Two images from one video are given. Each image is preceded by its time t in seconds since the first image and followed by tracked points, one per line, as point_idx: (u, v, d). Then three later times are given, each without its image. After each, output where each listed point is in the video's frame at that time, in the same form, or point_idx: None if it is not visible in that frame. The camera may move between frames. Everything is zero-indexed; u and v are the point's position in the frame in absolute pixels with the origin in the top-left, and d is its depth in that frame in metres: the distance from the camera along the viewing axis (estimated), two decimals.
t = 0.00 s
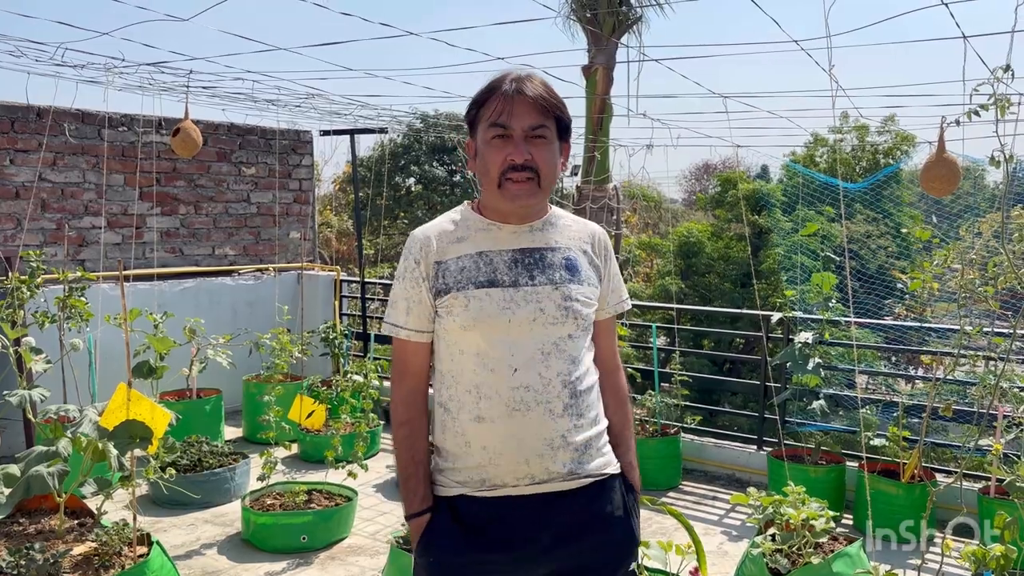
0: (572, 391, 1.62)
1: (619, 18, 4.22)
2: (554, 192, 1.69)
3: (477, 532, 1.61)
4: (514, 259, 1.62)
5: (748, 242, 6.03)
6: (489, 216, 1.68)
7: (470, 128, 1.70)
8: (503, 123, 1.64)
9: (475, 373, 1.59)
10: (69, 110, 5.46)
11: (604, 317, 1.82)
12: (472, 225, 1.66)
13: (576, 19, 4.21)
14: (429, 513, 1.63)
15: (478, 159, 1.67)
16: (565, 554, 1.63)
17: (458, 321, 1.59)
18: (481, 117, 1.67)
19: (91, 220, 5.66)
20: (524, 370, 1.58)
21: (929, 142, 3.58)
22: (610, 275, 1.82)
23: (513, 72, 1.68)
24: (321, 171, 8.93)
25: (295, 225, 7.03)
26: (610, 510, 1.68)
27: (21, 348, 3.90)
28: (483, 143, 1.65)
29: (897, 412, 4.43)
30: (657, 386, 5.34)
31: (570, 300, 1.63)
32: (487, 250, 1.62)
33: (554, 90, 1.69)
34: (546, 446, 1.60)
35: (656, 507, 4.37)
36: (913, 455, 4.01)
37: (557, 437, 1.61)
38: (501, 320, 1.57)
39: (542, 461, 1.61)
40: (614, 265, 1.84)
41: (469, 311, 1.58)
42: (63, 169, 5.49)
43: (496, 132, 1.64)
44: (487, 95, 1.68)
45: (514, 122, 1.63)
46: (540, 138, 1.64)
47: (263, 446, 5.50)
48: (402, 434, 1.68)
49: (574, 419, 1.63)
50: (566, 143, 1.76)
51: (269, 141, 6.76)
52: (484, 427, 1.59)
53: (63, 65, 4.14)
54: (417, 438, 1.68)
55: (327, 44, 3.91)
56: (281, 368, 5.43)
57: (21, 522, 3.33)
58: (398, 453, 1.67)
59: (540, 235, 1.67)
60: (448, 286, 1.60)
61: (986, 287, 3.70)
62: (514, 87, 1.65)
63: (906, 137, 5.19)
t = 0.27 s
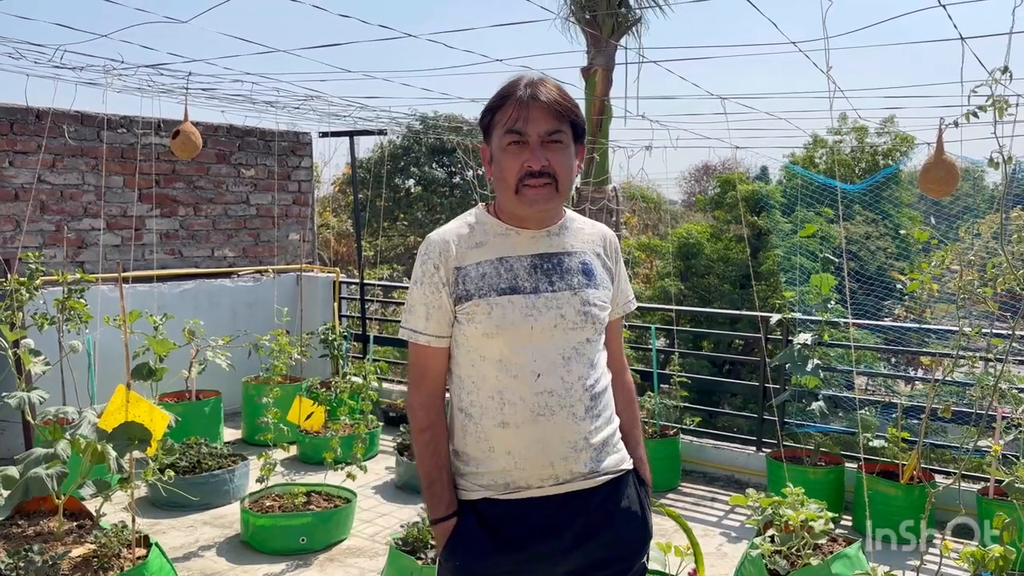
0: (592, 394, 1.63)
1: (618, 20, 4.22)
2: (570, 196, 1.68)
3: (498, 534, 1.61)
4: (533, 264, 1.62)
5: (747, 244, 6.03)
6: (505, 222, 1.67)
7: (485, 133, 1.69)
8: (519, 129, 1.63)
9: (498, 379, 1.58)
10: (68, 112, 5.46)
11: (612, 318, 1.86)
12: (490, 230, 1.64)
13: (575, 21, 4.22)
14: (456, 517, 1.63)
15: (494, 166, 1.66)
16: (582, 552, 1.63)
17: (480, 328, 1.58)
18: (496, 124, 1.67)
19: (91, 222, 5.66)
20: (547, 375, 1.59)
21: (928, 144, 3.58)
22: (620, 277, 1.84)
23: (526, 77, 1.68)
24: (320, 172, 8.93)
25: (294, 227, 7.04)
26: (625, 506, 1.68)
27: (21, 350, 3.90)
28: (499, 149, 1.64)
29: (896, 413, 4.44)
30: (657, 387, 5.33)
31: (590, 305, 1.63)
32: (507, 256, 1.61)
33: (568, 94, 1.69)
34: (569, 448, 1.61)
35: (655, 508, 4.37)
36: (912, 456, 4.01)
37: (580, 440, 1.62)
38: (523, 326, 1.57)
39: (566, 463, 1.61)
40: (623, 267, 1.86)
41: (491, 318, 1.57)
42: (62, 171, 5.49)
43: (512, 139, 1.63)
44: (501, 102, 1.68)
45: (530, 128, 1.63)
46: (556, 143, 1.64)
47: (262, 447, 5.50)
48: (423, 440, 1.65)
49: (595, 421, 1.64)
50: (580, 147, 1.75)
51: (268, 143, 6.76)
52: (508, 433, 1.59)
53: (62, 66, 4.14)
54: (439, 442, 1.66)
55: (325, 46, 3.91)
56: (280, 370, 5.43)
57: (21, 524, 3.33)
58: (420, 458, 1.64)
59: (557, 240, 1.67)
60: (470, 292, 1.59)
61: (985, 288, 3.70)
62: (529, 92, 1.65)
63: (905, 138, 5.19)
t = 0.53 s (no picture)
0: (589, 399, 1.63)
1: (617, 21, 4.22)
2: (576, 196, 1.67)
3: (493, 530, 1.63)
4: (535, 266, 1.61)
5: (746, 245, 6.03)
6: (511, 224, 1.66)
7: (489, 135, 1.70)
8: (520, 130, 1.63)
9: (496, 380, 1.60)
10: (66, 113, 5.46)
11: (624, 320, 1.79)
12: (495, 230, 1.64)
13: (573, 22, 4.23)
14: (449, 508, 1.67)
15: (498, 167, 1.67)
16: (577, 551, 1.63)
17: (479, 328, 1.59)
18: (499, 126, 1.67)
19: (89, 223, 5.67)
20: (542, 379, 1.59)
21: (925, 145, 3.58)
22: (634, 278, 1.78)
23: (528, 79, 1.68)
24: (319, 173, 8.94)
25: (293, 228, 7.04)
26: (621, 508, 1.67)
27: (18, 351, 3.90)
28: (501, 151, 1.64)
29: (894, 414, 4.44)
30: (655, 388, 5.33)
31: (590, 310, 1.62)
32: (509, 257, 1.61)
33: (571, 93, 1.68)
34: (561, 452, 1.61)
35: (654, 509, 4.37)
36: (910, 457, 4.01)
37: (574, 444, 1.62)
38: (521, 330, 1.58)
39: (557, 466, 1.62)
40: (638, 265, 1.79)
41: (490, 319, 1.58)
42: (61, 172, 5.49)
43: (513, 140, 1.63)
44: (504, 104, 1.68)
45: (531, 129, 1.63)
46: (558, 143, 1.63)
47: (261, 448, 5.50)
48: (424, 432, 1.69)
49: (591, 426, 1.64)
50: (587, 147, 1.74)
51: (267, 144, 6.76)
52: (501, 433, 1.60)
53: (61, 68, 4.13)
54: (439, 436, 1.70)
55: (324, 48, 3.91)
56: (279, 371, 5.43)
57: (18, 525, 3.33)
58: (420, 450, 1.69)
59: (562, 242, 1.65)
60: (471, 292, 1.60)
61: (983, 289, 3.70)
62: (530, 93, 1.65)
63: (904, 139, 5.20)
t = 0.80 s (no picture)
0: (581, 405, 1.60)
1: (616, 21, 4.22)
2: (573, 196, 1.65)
3: (488, 527, 1.63)
4: (529, 269, 1.61)
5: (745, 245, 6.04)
6: (511, 226, 1.66)
7: (487, 137, 1.71)
8: (514, 132, 1.63)
9: (489, 382, 1.61)
10: (65, 113, 5.46)
11: (630, 323, 1.72)
12: (493, 233, 1.65)
13: (572, 22, 4.23)
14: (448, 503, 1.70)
15: (494, 169, 1.67)
16: (572, 552, 1.62)
17: (473, 329, 1.62)
18: (495, 128, 1.67)
19: (88, 223, 5.66)
20: (532, 383, 1.58)
21: (924, 145, 3.58)
22: (640, 279, 1.71)
23: (523, 80, 1.68)
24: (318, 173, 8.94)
25: (292, 228, 7.04)
26: (620, 511, 1.64)
27: (16, 352, 3.90)
28: (497, 154, 1.65)
29: (894, 414, 4.44)
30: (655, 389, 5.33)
31: (584, 314, 1.60)
32: (503, 259, 1.62)
33: (566, 93, 1.67)
34: (552, 457, 1.60)
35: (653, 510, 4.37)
36: (909, 457, 4.01)
37: (565, 449, 1.60)
38: (511, 333, 1.58)
39: (548, 470, 1.61)
40: (647, 266, 1.72)
41: (482, 322, 1.60)
42: (59, 173, 5.49)
43: (508, 142, 1.63)
44: (500, 105, 1.68)
45: (524, 130, 1.63)
46: (551, 144, 1.62)
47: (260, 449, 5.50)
48: (426, 427, 1.75)
49: (585, 432, 1.61)
50: (586, 147, 1.72)
51: (266, 144, 6.75)
52: (494, 434, 1.62)
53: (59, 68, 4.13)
54: (441, 432, 1.75)
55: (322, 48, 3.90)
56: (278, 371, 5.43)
57: (17, 526, 3.33)
58: (423, 444, 1.74)
59: (559, 245, 1.63)
60: (466, 294, 1.63)
61: (982, 289, 3.70)
62: (524, 94, 1.65)
63: (903, 139, 5.20)
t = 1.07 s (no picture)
0: (585, 405, 1.60)
1: (615, 20, 4.22)
2: (575, 197, 1.65)
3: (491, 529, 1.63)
4: (534, 270, 1.60)
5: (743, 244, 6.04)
6: (513, 226, 1.66)
7: (490, 138, 1.71)
8: (515, 131, 1.64)
9: (493, 383, 1.61)
10: (63, 112, 5.45)
11: (635, 325, 1.72)
12: (497, 235, 1.65)
13: (571, 21, 4.24)
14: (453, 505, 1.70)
15: (496, 169, 1.68)
16: (575, 554, 1.61)
17: (476, 331, 1.62)
18: (497, 128, 1.68)
19: (86, 222, 5.66)
20: (536, 384, 1.58)
21: (923, 145, 3.58)
22: (645, 281, 1.71)
23: (526, 81, 1.68)
24: (317, 172, 8.93)
25: (290, 227, 7.04)
26: (624, 513, 1.63)
27: (15, 351, 3.90)
28: (498, 153, 1.66)
29: (892, 413, 4.45)
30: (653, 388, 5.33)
31: (589, 315, 1.59)
32: (508, 260, 1.62)
33: (569, 94, 1.67)
34: (556, 457, 1.60)
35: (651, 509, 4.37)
36: (908, 457, 4.01)
37: (569, 450, 1.60)
38: (515, 334, 1.58)
39: (552, 470, 1.61)
40: (651, 267, 1.72)
41: (486, 323, 1.60)
42: (57, 171, 5.48)
43: (509, 141, 1.64)
44: (503, 106, 1.69)
45: (525, 129, 1.63)
46: (552, 144, 1.62)
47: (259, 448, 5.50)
48: (430, 429, 1.75)
49: (589, 432, 1.61)
50: (590, 149, 1.72)
51: (264, 143, 6.75)
52: (499, 435, 1.62)
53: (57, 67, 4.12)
54: (445, 434, 1.75)
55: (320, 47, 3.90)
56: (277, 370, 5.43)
57: (15, 525, 3.32)
58: (428, 446, 1.75)
59: (562, 246, 1.63)
60: (469, 296, 1.63)
61: (981, 289, 3.70)
62: (526, 95, 1.65)
63: (902, 138, 5.20)
